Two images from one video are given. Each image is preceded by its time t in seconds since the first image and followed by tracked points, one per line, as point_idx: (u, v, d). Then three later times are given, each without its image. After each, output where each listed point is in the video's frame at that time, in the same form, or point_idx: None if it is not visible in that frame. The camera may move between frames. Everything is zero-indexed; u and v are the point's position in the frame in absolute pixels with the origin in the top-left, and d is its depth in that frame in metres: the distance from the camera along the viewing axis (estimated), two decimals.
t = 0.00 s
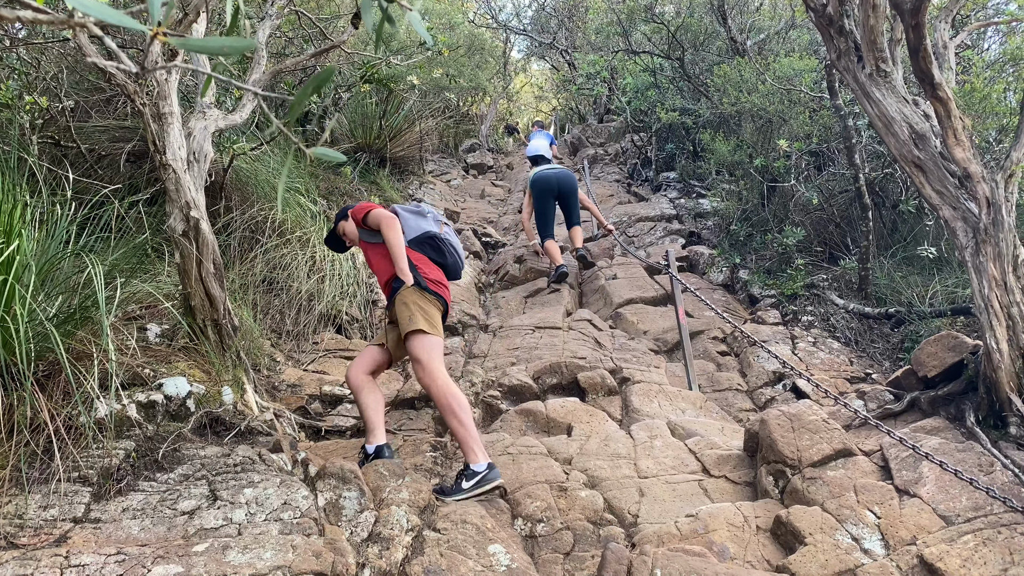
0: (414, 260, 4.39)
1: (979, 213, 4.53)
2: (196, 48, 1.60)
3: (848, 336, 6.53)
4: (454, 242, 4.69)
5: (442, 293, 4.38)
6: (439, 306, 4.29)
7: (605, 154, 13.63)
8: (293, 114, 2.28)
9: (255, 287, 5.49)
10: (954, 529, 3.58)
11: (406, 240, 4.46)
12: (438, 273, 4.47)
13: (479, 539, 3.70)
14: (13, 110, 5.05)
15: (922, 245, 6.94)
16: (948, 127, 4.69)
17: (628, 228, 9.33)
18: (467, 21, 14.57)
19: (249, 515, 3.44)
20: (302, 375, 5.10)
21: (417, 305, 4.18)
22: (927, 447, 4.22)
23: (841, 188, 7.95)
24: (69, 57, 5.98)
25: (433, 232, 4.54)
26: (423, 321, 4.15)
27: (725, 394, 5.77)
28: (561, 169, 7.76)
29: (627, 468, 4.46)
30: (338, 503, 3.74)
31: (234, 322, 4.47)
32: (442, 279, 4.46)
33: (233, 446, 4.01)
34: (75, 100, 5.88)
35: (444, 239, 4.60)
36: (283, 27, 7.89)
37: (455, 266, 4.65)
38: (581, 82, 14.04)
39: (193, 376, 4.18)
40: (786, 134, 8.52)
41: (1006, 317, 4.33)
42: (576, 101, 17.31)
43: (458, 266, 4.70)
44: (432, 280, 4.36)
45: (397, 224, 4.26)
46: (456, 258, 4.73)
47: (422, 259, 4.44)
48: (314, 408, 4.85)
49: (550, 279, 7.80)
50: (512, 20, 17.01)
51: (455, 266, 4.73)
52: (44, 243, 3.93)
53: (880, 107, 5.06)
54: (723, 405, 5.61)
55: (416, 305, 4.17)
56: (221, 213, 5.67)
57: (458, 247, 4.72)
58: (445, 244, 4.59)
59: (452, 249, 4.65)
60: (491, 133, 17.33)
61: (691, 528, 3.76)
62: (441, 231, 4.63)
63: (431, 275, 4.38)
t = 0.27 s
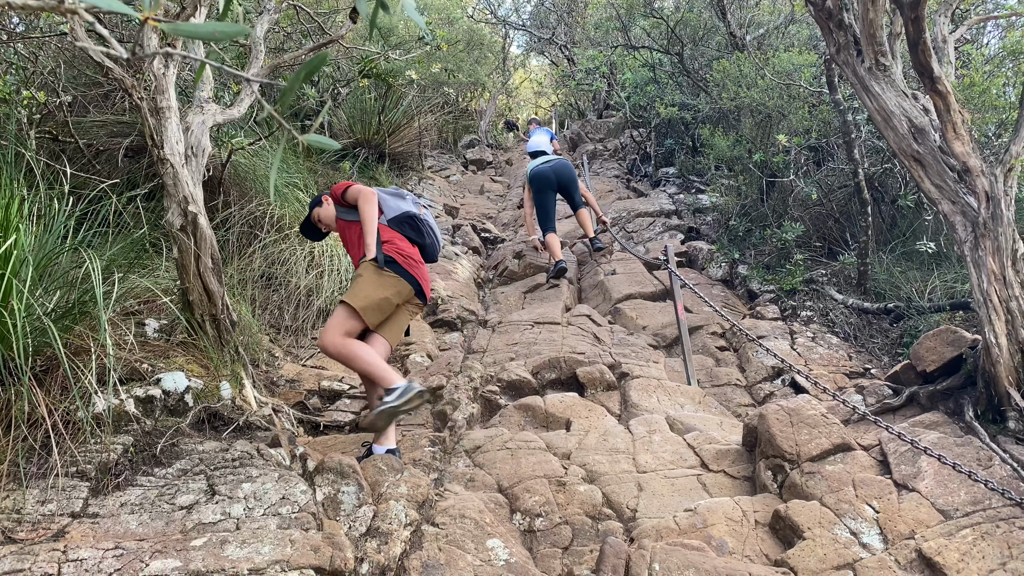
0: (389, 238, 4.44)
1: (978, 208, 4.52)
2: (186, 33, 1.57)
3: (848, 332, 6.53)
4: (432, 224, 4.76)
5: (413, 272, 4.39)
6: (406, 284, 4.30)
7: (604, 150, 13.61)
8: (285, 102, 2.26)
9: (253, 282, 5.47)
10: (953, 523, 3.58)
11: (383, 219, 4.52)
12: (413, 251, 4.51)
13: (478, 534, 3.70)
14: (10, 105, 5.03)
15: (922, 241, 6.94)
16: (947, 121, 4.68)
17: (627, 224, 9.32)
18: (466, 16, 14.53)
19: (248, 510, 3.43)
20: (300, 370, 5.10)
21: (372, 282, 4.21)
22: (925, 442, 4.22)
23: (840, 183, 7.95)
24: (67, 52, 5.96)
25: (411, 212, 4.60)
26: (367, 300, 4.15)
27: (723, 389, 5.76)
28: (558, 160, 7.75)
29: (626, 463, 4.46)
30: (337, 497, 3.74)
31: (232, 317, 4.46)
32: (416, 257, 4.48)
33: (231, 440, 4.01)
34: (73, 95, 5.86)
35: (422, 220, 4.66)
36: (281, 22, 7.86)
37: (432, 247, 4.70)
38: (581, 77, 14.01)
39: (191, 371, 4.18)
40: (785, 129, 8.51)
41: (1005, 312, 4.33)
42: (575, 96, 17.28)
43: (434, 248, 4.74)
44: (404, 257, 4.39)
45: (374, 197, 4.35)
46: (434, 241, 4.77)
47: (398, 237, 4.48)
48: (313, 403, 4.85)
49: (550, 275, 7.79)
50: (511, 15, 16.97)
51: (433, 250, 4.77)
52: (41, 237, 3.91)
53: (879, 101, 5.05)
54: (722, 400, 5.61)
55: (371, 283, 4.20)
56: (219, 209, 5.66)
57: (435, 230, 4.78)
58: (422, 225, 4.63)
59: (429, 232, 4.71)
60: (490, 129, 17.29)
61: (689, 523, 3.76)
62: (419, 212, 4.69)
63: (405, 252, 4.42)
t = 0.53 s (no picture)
0: (358, 230, 4.41)
1: (978, 201, 4.52)
2: (179, 16, 1.51)
3: (846, 327, 6.52)
4: (405, 218, 4.69)
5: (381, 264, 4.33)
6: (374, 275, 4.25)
7: (603, 146, 13.59)
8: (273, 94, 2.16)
9: (251, 277, 5.46)
10: (951, 517, 3.58)
11: (354, 212, 4.48)
12: (382, 245, 4.46)
13: (476, 528, 3.70)
14: (8, 100, 5.02)
15: (921, 236, 6.93)
16: (947, 114, 4.67)
17: (626, 219, 9.31)
18: (465, 11, 14.49)
19: (246, 504, 3.43)
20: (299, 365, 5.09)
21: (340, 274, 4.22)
22: (924, 436, 4.22)
23: (839, 178, 7.94)
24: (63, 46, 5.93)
25: (383, 207, 4.55)
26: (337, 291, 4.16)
27: (722, 384, 5.76)
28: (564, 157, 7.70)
29: (625, 457, 4.46)
30: (335, 492, 3.73)
31: (230, 311, 4.47)
32: (387, 253, 4.44)
33: (229, 435, 4.00)
34: (71, 90, 5.84)
35: (394, 215, 4.60)
36: (279, 16, 7.83)
37: (405, 242, 4.64)
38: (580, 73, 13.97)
39: (189, 366, 4.17)
40: (784, 124, 8.49)
41: (1004, 306, 4.33)
42: (574, 92, 17.24)
43: (408, 243, 4.69)
44: (372, 250, 4.35)
45: (342, 189, 4.34)
46: (407, 236, 4.69)
47: (366, 231, 4.44)
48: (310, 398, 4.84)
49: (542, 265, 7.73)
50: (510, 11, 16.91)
51: (406, 245, 4.69)
52: (38, 232, 3.90)
53: (878, 95, 5.04)
54: (721, 395, 5.60)
55: (341, 274, 4.22)
56: (218, 204, 5.65)
57: (409, 224, 4.72)
58: (393, 220, 4.57)
59: (402, 226, 4.65)
60: (488, 125, 17.26)
61: (688, 517, 3.75)
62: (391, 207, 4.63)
63: (373, 246, 4.37)
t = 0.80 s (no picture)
0: (327, 223, 4.36)
1: (976, 198, 4.52)
2: (176, 9, 1.49)
3: (845, 324, 6.52)
4: (369, 190, 4.47)
5: (351, 251, 4.26)
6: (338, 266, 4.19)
7: (602, 143, 13.58)
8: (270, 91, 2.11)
9: (250, 274, 5.45)
10: (950, 513, 3.59)
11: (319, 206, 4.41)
12: (352, 229, 4.36)
13: (476, 525, 3.70)
14: (6, 98, 5.01)
15: (920, 233, 6.94)
16: (946, 111, 4.67)
17: (625, 216, 9.31)
18: (464, 8, 14.47)
19: (245, 501, 3.42)
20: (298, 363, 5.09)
21: (314, 273, 4.20)
22: (922, 433, 4.22)
23: (838, 175, 7.94)
24: (62, 43, 5.92)
25: (340, 189, 4.38)
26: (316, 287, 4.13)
27: (721, 381, 5.76)
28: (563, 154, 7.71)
29: (624, 454, 4.46)
30: (334, 489, 3.73)
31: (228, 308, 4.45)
32: (355, 235, 4.33)
33: (228, 432, 3.99)
34: (69, 87, 5.83)
35: (354, 193, 4.41)
36: (278, 14, 7.82)
37: (377, 214, 4.46)
38: (579, 70, 13.97)
39: (188, 363, 4.17)
40: (783, 121, 8.50)
41: (1003, 303, 4.34)
42: (573, 90, 17.23)
43: (382, 211, 4.49)
44: (340, 240, 4.29)
45: (296, 194, 4.32)
46: (381, 205, 4.50)
47: (333, 220, 4.37)
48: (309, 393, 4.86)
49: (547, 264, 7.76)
50: (508, 9, 16.90)
51: (385, 213, 4.53)
52: (36, 229, 3.89)
53: (877, 92, 5.04)
54: (720, 392, 5.61)
55: (315, 273, 4.20)
56: (216, 201, 5.64)
57: (376, 193, 4.49)
58: (355, 198, 4.39)
59: (368, 199, 4.44)
60: (488, 122, 17.24)
61: (687, 514, 3.76)
62: (351, 183, 4.44)
63: (338, 232, 4.29)
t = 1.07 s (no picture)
0: (319, 229, 4.37)
1: (974, 196, 4.53)
2: (175, 7, 1.47)
3: (844, 322, 6.53)
4: (356, 190, 4.43)
5: (342, 255, 4.27)
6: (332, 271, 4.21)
7: (601, 142, 13.59)
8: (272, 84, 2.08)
9: (249, 274, 5.44)
10: (948, 511, 3.59)
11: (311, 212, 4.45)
12: (342, 231, 4.36)
13: (475, 524, 3.71)
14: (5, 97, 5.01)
15: (918, 231, 6.95)
16: (944, 109, 4.68)
17: (624, 215, 9.31)
18: (462, 7, 14.46)
19: (244, 501, 3.42)
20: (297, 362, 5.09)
21: (310, 280, 4.23)
22: (921, 431, 4.22)
23: (837, 174, 7.96)
24: (60, 42, 5.91)
25: (327, 193, 4.37)
26: (313, 293, 4.16)
27: (720, 380, 5.77)
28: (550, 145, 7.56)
29: (623, 453, 4.46)
30: (334, 488, 3.74)
31: (228, 308, 4.45)
32: (345, 237, 4.33)
33: (228, 432, 4.00)
34: (67, 87, 5.82)
35: (341, 194, 4.38)
36: (276, 13, 7.82)
37: (366, 213, 4.43)
38: (577, 69, 13.97)
39: (187, 363, 4.17)
40: (782, 120, 8.51)
41: (1001, 301, 4.35)
42: (571, 89, 17.23)
43: (372, 210, 4.45)
44: (332, 245, 4.30)
45: (287, 205, 4.37)
46: (371, 202, 4.47)
47: (325, 225, 4.39)
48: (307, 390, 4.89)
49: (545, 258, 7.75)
50: (507, 8, 16.90)
51: (375, 210, 4.50)
52: (35, 229, 3.89)
53: (876, 90, 5.04)
54: (720, 390, 5.61)
55: (311, 279, 4.23)
56: (215, 200, 5.64)
57: (364, 192, 4.44)
58: (342, 199, 4.36)
59: (356, 198, 4.41)
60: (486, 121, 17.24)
61: (686, 512, 3.76)
62: (336, 184, 4.41)
63: (329, 237, 4.31)
